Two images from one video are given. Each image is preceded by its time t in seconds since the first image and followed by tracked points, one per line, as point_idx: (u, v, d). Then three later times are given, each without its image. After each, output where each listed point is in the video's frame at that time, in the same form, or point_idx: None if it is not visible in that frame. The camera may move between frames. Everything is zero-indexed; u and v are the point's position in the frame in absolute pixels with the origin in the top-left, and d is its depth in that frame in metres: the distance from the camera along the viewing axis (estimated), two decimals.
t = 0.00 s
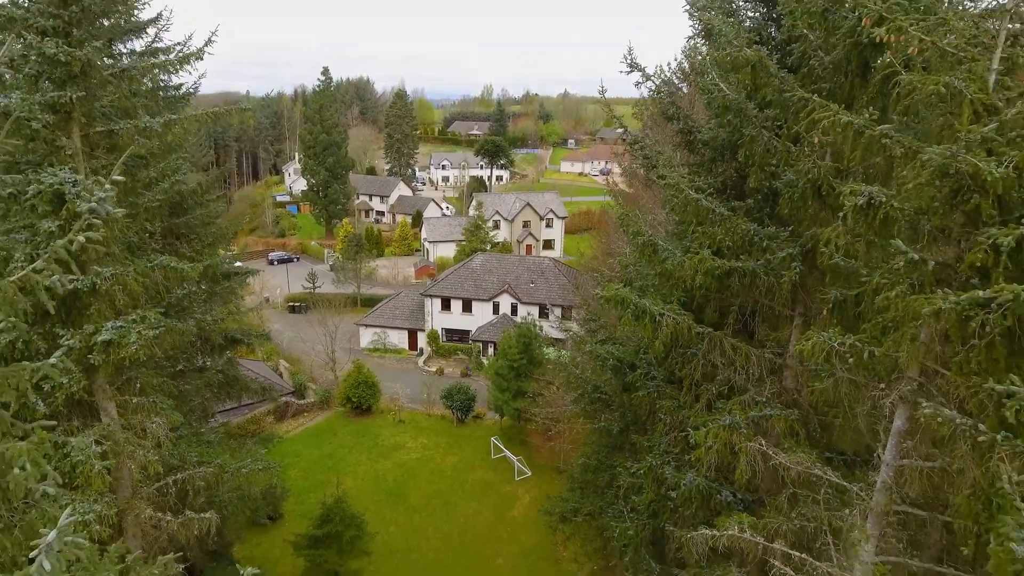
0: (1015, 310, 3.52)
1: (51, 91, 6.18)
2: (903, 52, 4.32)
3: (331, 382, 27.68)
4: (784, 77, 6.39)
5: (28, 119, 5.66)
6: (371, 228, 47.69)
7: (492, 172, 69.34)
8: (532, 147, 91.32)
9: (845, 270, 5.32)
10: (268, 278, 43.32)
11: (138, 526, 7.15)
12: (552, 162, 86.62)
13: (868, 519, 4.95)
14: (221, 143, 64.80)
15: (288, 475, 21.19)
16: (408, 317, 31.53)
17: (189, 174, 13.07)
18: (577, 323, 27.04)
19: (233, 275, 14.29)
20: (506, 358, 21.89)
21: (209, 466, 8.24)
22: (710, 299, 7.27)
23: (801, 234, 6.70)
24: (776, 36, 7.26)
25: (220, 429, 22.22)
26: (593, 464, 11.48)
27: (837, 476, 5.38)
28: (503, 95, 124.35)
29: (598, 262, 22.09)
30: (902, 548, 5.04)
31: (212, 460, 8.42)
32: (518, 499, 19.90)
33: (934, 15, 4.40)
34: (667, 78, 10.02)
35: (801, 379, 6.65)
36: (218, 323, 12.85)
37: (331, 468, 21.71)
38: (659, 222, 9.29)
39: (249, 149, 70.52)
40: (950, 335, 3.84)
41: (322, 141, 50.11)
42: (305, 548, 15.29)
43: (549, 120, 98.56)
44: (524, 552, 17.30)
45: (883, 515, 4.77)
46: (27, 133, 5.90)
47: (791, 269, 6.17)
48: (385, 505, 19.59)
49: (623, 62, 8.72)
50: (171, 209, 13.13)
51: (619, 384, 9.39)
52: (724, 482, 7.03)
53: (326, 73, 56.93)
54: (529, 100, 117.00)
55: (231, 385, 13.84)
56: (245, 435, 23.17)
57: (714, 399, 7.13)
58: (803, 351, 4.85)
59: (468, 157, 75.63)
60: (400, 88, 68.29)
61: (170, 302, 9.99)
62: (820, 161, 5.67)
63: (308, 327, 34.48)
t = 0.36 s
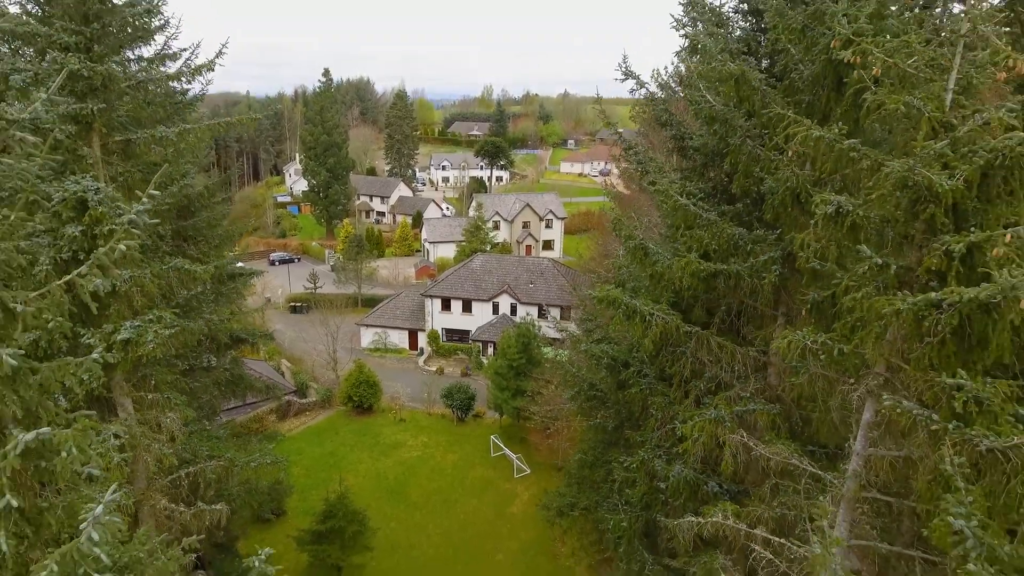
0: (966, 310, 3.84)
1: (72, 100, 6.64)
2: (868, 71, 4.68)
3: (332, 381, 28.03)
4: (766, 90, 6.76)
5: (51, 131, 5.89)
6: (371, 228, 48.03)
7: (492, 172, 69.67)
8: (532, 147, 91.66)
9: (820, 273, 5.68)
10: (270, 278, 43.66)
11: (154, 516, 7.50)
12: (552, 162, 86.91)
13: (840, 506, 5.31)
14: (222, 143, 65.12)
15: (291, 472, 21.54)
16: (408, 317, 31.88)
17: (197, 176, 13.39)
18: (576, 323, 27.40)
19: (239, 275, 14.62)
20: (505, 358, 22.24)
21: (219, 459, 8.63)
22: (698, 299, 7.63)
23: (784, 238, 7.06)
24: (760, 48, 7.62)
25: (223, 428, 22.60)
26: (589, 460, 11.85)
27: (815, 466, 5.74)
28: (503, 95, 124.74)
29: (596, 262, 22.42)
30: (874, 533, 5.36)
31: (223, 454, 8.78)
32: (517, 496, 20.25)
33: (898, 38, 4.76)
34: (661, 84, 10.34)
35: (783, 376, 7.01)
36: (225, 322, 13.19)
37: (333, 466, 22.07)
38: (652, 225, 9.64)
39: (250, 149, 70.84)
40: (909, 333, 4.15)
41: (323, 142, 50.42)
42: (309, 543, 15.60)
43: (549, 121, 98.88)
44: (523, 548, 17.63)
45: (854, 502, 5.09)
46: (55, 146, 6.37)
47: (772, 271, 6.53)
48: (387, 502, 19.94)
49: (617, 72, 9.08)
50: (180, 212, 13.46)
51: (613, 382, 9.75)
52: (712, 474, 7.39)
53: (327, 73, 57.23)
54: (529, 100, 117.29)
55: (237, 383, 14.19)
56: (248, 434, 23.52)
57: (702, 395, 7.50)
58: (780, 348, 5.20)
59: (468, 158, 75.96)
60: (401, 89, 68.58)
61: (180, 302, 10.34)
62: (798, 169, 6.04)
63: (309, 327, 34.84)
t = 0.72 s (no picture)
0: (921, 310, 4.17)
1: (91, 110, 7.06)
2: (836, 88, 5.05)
3: (333, 380, 28.37)
4: (749, 100, 7.13)
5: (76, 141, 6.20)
6: (372, 229, 48.35)
7: (492, 172, 70.04)
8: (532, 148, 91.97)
9: (797, 275, 6.03)
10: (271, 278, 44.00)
11: (166, 507, 7.85)
12: (552, 163, 87.21)
13: (815, 493, 5.67)
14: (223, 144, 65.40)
15: (293, 470, 21.88)
16: (408, 317, 32.22)
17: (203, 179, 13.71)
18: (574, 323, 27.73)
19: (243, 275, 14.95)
20: (504, 357, 22.58)
21: (228, 453, 9.00)
22: (686, 299, 7.98)
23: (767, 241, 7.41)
24: (746, 59, 7.99)
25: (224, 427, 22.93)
26: (585, 455, 12.20)
27: (792, 457, 6.10)
28: (503, 95, 125.08)
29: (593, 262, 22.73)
30: (847, 520, 5.71)
31: (230, 449, 9.11)
32: (516, 493, 20.60)
33: (866, 56, 5.12)
34: (654, 92, 10.69)
35: (765, 372, 7.37)
36: (230, 321, 13.53)
37: (335, 464, 22.40)
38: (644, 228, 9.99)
39: (251, 150, 71.17)
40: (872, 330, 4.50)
41: (323, 143, 50.71)
42: (312, 538, 15.91)
43: (549, 121, 99.17)
44: (522, 544, 17.95)
45: (828, 490, 5.41)
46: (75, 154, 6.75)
47: (754, 273, 6.88)
48: (387, 499, 20.28)
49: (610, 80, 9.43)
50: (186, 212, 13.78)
51: (607, 379, 10.10)
52: (699, 467, 7.72)
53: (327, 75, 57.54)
54: (529, 100, 117.59)
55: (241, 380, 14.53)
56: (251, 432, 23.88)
57: (690, 392, 7.85)
58: (758, 346, 5.55)
59: (468, 158, 76.34)
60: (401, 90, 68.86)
61: (188, 301, 10.68)
62: (778, 177, 6.40)
63: (311, 327, 35.16)
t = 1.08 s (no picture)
0: (882, 309, 4.52)
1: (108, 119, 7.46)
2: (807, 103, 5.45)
3: (334, 379, 28.70)
4: (732, 110, 7.55)
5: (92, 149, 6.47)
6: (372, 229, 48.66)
7: (492, 173, 70.34)
8: (531, 148, 92.27)
9: (776, 276, 6.38)
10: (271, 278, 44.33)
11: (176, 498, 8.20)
12: (551, 163, 87.52)
13: (791, 482, 6.02)
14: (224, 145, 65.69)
15: (295, 467, 22.23)
16: (408, 317, 32.56)
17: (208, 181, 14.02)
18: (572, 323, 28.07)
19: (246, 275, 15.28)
20: (503, 356, 22.93)
21: (235, 448, 9.38)
22: (675, 299, 8.32)
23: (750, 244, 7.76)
24: (734, 69, 8.33)
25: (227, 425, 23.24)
26: (580, 451, 12.54)
27: (772, 448, 6.44)
28: (502, 95, 125.36)
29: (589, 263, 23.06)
30: (822, 507, 6.06)
31: (236, 443, 9.49)
32: (514, 490, 20.94)
33: (836, 73, 5.47)
34: (647, 97, 11.01)
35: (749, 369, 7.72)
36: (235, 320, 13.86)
37: (336, 461, 22.75)
38: (636, 230, 10.33)
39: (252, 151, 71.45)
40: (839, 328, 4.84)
41: (324, 144, 50.99)
42: (314, 533, 16.25)
43: (549, 122, 99.46)
44: (519, 540, 18.28)
45: (803, 479, 5.73)
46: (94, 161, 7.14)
47: (737, 275, 7.23)
48: (387, 495, 20.63)
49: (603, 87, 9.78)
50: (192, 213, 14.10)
51: (600, 376, 10.45)
52: (687, 460, 8.07)
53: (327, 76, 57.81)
54: (528, 101, 117.89)
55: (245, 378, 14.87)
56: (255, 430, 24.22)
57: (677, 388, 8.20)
58: (738, 343, 5.90)
59: (467, 159, 76.68)
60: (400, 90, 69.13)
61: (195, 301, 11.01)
62: (759, 183, 6.76)
63: (311, 327, 35.50)
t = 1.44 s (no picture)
0: (849, 307, 4.86)
1: (122, 128, 7.87)
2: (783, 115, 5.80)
3: (335, 378, 29.03)
4: (717, 119, 7.91)
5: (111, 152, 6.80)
6: (372, 230, 48.97)
7: (492, 174, 70.64)
8: (531, 149, 92.64)
9: (756, 278, 6.73)
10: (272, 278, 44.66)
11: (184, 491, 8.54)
12: (551, 164, 87.82)
13: (770, 472, 6.35)
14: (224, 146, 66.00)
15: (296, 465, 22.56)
16: (408, 317, 32.89)
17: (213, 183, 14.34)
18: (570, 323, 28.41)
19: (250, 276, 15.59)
20: (502, 356, 23.26)
21: (241, 442, 9.83)
22: (664, 299, 8.66)
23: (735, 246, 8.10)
24: (722, 78, 8.64)
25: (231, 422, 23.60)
26: (576, 448, 12.88)
27: (752, 442, 6.78)
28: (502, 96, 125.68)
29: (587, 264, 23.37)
30: (802, 497, 6.39)
31: (243, 438, 9.97)
32: (512, 487, 21.27)
33: (810, 87, 5.80)
34: (641, 103, 11.34)
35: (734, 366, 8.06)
36: (239, 319, 14.18)
37: (337, 459, 23.09)
38: (628, 231, 10.67)
39: (252, 151, 71.75)
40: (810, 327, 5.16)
41: (324, 145, 51.28)
42: (316, 528, 16.57)
43: (548, 122, 99.71)
44: (517, 537, 18.58)
45: (782, 469, 6.06)
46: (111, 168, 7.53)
47: (722, 277, 7.57)
48: (387, 492, 20.95)
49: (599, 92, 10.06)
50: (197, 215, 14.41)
51: (594, 374, 10.77)
52: (676, 454, 8.40)
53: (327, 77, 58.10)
54: (528, 101, 118.20)
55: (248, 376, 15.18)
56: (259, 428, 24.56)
57: (668, 384, 8.56)
58: (719, 341, 6.23)
59: (467, 159, 76.98)
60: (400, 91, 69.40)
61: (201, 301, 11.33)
62: (742, 189, 7.10)
63: (312, 327, 35.81)
